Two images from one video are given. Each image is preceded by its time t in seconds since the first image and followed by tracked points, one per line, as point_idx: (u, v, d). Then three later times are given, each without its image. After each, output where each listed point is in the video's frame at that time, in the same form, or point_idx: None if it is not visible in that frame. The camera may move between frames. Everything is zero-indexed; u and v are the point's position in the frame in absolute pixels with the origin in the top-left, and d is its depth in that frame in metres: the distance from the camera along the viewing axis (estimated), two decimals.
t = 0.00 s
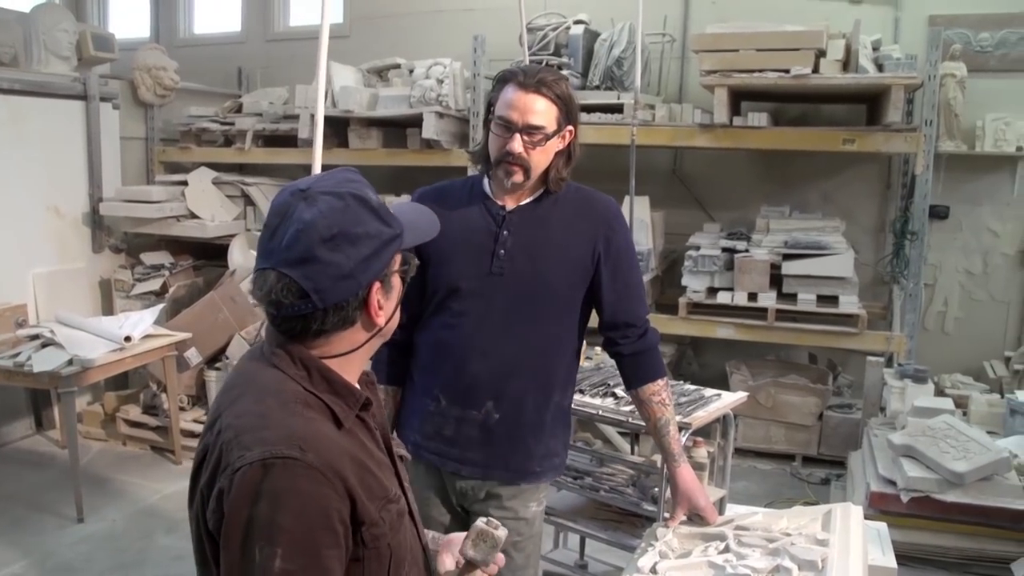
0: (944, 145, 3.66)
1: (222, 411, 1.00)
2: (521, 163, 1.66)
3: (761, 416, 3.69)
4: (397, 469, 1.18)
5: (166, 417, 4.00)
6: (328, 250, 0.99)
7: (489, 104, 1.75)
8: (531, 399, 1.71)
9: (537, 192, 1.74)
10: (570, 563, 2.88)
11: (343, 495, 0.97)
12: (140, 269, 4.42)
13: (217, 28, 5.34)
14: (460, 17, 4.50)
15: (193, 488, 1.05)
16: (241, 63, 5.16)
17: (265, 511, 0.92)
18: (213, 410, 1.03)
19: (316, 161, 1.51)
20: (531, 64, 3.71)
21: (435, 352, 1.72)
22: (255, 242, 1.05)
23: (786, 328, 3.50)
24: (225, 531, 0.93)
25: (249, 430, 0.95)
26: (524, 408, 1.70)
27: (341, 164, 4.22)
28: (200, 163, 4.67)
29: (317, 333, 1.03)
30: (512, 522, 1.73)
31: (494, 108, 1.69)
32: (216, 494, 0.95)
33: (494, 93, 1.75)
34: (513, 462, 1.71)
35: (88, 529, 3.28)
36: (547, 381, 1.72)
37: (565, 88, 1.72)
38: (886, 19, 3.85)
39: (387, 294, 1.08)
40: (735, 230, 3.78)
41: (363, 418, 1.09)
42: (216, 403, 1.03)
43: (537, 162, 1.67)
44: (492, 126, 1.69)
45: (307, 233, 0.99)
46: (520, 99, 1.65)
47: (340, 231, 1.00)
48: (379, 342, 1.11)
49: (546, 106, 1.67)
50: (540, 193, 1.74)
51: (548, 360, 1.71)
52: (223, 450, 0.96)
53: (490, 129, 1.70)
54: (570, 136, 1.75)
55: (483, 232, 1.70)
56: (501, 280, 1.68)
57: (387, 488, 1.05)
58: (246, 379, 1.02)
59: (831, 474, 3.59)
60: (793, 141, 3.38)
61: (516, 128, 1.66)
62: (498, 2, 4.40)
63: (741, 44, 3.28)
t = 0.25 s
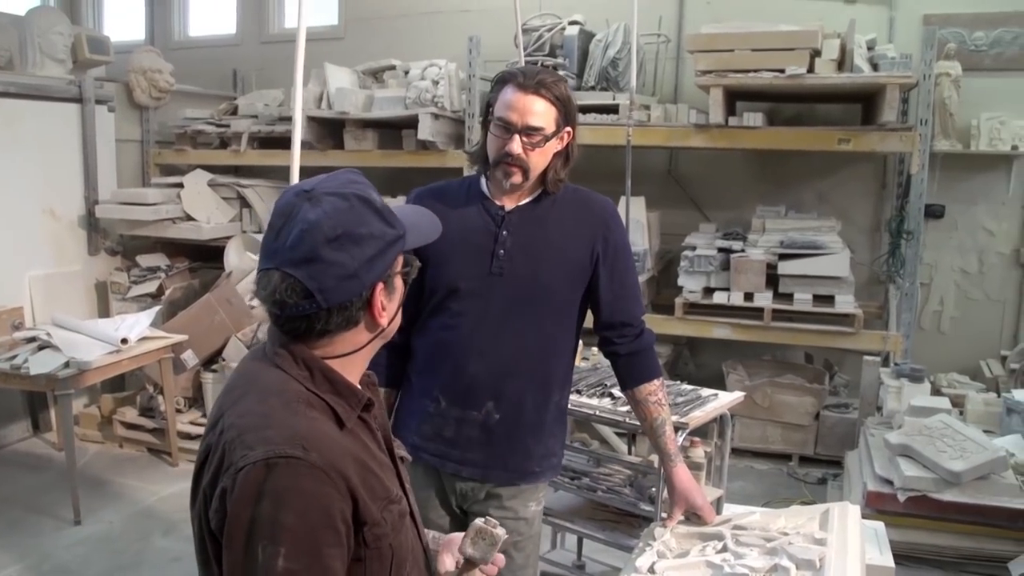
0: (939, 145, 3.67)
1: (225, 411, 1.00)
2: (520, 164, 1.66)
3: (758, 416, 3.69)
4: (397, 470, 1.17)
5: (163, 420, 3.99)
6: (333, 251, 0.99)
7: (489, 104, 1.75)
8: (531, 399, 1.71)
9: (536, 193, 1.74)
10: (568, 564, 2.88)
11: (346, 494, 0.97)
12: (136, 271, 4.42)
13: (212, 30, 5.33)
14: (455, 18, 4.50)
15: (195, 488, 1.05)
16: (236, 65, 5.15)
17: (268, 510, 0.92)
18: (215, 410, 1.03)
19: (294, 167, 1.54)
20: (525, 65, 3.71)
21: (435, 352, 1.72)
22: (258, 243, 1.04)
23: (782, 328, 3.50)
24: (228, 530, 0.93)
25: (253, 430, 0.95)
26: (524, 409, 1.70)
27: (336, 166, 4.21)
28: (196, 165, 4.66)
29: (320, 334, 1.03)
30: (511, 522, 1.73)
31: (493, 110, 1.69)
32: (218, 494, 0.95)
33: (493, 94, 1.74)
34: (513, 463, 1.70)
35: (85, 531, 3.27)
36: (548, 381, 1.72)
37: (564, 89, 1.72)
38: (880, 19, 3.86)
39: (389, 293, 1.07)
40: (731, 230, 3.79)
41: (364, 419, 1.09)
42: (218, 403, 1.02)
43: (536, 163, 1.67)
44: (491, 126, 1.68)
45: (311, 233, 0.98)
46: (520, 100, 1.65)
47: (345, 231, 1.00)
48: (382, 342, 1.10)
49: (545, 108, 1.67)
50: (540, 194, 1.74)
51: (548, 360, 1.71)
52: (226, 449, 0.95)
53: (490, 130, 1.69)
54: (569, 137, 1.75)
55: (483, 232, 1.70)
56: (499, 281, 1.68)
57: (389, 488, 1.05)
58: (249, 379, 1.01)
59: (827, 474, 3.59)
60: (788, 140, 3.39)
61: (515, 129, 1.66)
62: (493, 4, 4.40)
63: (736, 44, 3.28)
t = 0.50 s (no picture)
0: (938, 147, 3.67)
1: (229, 408, 1.00)
2: (523, 165, 1.66)
3: (756, 418, 3.69)
4: (398, 470, 1.17)
5: (160, 419, 3.99)
6: (339, 250, 0.98)
7: (492, 104, 1.75)
8: (533, 400, 1.71)
9: (538, 194, 1.74)
10: (565, 565, 2.88)
11: (350, 493, 0.97)
12: (134, 270, 4.41)
13: (211, 30, 5.33)
14: (454, 18, 4.50)
15: (196, 486, 1.04)
16: (235, 65, 5.15)
17: (273, 508, 0.91)
18: (218, 407, 1.02)
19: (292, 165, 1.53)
20: (524, 66, 3.71)
21: (435, 351, 1.71)
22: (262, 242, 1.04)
23: (779, 329, 3.50)
24: (232, 528, 0.92)
25: (258, 427, 0.95)
26: (525, 409, 1.70)
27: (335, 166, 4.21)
28: (194, 164, 4.66)
29: (325, 332, 1.02)
30: (510, 522, 1.72)
31: (496, 110, 1.69)
32: (222, 492, 0.95)
33: (496, 94, 1.74)
34: (514, 463, 1.70)
35: (82, 530, 3.26)
36: (549, 382, 1.72)
37: (567, 90, 1.72)
38: (879, 21, 3.86)
39: (394, 293, 1.07)
40: (729, 232, 3.79)
41: (367, 418, 1.09)
42: (222, 400, 1.02)
43: (538, 164, 1.67)
44: (494, 126, 1.68)
45: (318, 232, 0.98)
46: (523, 100, 1.65)
47: (351, 231, 1.00)
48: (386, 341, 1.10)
49: (548, 109, 1.67)
50: (542, 195, 1.74)
51: (549, 360, 1.71)
52: (231, 447, 0.95)
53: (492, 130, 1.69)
54: (570, 138, 1.75)
55: (486, 232, 1.70)
56: (500, 281, 1.68)
57: (391, 488, 1.05)
58: (253, 376, 1.01)
59: (824, 476, 3.59)
60: (787, 142, 3.39)
61: (518, 129, 1.65)
62: (492, 4, 4.41)
63: (735, 45, 3.29)
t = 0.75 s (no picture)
0: (936, 147, 3.68)
1: (229, 408, 1.00)
2: (525, 166, 1.66)
3: (755, 418, 3.69)
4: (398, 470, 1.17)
5: (159, 421, 3.98)
6: (342, 251, 0.98)
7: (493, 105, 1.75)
8: (533, 400, 1.71)
9: (539, 194, 1.74)
10: (565, 565, 2.87)
11: (351, 493, 0.97)
12: (133, 272, 4.41)
13: (209, 31, 5.33)
14: (452, 19, 4.50)
15: (197, 486, 1.04)
16: (232, 67, 5.15)
17: (274, 508, 0.91)
18: (219, 408, 1.02)
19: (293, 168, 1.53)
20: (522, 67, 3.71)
21: (436, 351, 1.71)
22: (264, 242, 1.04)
23: (778, 330, 3.50)
24: (233, 528, 0.92)
25: (259, 427, 0.95)
26: (526, 410, 1.70)
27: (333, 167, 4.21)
28: (193, 166, 4.66)
29: (324, 332, 1.02)
30: (512, 522, 1.72)
31: (498, 111, 1.69)
32: (223, 492, 0.95)
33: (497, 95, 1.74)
34: (514, 464, 1.70)
35: (82, 532, 3.26)
36: (549, 382, 1.72)
37: (569, 91, 1.72)
38: (877, 21, 3.87)
39: (394, 294, 1.07)
40: (727, 232, 3.79)
41: (367, 418, 1.09)
42: (222, 400, 1.02)
43: (539, 165, 1.67)
44: (496, 127, 1.68)
45: (321, 233, 0.98)
46: (524, 101, 1.65)
47: (353, 231, 1.00)
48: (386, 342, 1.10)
49: (550, 109, 1.67)
50: (543, 195, 1.74)
51: (549, 361, 1.71)
52: (232, 447, 0.95)
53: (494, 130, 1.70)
54: (572, 139, 1.76)
55: (487, 233, 1.70)
56: (501, 281, 1.68)
57: (391, 488, 1.05)
58: (254, 377, 1.01)
59: (824, 476, 3.59)
60: (785, 142, 3.39)
61: (520, 130, 1.66)
62: (491, 5, 4.41)
63: (733, 46, 3.29)
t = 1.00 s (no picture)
0: (935, 146, 3.69)
1: (228, 411, 1.00)
2: (526, 167, 1.66)
3: (755, 418, 3.69)
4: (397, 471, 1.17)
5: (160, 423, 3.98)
6: (335, 250, 0.98)
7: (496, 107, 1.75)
8: (536, 400, 1.71)
9: (541, 196, 1.74)
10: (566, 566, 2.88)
11: (350, 493, 0.97)
12: (133, 274, 4.40)
13: (208, 33, 5.33)
14: (452, 20, 4.51)
15: (197, 489, 1.04)
16: (232, 69, 5.15)
17: (274, 510, 0.91)
18: (218, 411, 1.02)
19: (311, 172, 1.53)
20: (521, 68, 3.72)
21: (439, 353, 1.71)
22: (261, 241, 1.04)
23: (778, 330, 3.50)
24: (234, 530, 0.92)
25: (257, 430, 0.95)
26: (528, 410, 1.70)
27: (333, 169, 4.21)
28: (192, 168, 4.66)
29: (318, 331, 1.03)
30: (514, 523, 1.73)
31: (500, 113, 1.70)
32: (224, 495, 0.95)
33: (500, 96, 1.74)
34: (516, 464, 1.70)
35: (84, 534, 3.26)
36: (551, 382, 1.72)
37: (570, 93, 1.73)
38: (876, 21, 3.87)
39: (389, 297, 1.07)
40: (727, 232, 3.80)
41: (365, 419, 1.09)
42: (221, 403, 1.02)
43: (541, 166, 1.67)
44: (498, 129, 1.69)
45: (315, 231, 0.98)
46: (526, 103, 1.66)
47: (347, 231, 1.00)
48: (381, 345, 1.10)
49: (552, 111, 1.67)
50: (544, 197, 1.74)
51: (550, 361, 1.71)
52: (232, 450, 0.95)
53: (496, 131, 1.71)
54: (574, 141, 1.76)
55: (490, 234, 1.70)
56: (505, 282, 1.68)
57: (390, 487, 1.05)
58: (252, 380, 1.01)
59: (824, 476, 3.59)
60: (785, 142, 3.39)
61: (522, 132, 1.66)
62: (490, 7, 4.41)
63: (732, 46, 3.29)
